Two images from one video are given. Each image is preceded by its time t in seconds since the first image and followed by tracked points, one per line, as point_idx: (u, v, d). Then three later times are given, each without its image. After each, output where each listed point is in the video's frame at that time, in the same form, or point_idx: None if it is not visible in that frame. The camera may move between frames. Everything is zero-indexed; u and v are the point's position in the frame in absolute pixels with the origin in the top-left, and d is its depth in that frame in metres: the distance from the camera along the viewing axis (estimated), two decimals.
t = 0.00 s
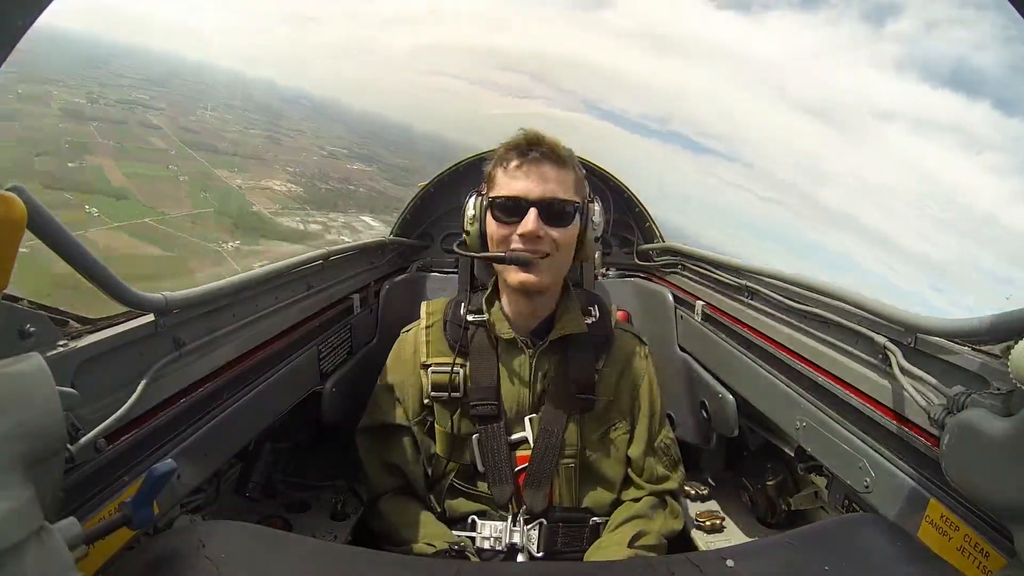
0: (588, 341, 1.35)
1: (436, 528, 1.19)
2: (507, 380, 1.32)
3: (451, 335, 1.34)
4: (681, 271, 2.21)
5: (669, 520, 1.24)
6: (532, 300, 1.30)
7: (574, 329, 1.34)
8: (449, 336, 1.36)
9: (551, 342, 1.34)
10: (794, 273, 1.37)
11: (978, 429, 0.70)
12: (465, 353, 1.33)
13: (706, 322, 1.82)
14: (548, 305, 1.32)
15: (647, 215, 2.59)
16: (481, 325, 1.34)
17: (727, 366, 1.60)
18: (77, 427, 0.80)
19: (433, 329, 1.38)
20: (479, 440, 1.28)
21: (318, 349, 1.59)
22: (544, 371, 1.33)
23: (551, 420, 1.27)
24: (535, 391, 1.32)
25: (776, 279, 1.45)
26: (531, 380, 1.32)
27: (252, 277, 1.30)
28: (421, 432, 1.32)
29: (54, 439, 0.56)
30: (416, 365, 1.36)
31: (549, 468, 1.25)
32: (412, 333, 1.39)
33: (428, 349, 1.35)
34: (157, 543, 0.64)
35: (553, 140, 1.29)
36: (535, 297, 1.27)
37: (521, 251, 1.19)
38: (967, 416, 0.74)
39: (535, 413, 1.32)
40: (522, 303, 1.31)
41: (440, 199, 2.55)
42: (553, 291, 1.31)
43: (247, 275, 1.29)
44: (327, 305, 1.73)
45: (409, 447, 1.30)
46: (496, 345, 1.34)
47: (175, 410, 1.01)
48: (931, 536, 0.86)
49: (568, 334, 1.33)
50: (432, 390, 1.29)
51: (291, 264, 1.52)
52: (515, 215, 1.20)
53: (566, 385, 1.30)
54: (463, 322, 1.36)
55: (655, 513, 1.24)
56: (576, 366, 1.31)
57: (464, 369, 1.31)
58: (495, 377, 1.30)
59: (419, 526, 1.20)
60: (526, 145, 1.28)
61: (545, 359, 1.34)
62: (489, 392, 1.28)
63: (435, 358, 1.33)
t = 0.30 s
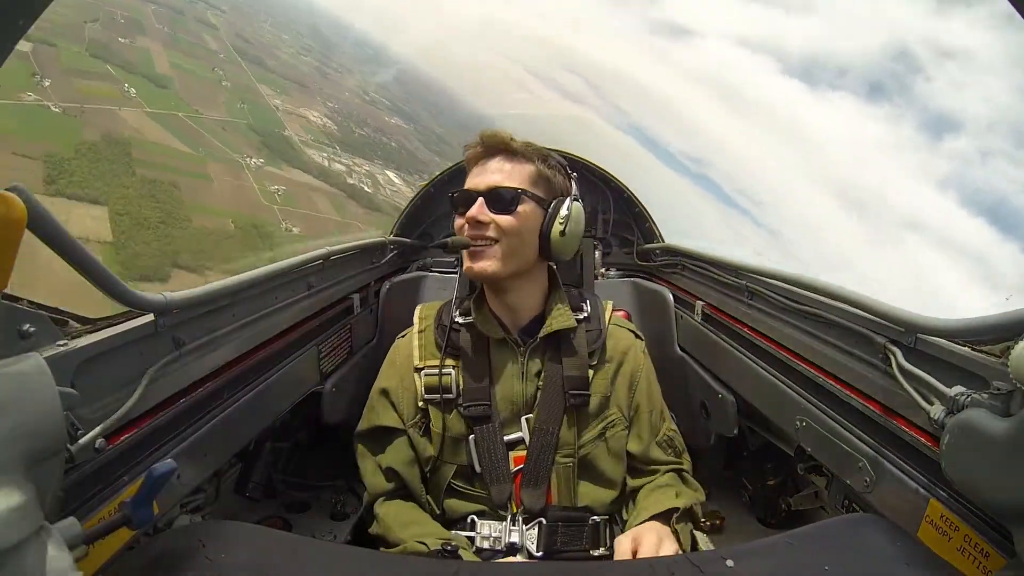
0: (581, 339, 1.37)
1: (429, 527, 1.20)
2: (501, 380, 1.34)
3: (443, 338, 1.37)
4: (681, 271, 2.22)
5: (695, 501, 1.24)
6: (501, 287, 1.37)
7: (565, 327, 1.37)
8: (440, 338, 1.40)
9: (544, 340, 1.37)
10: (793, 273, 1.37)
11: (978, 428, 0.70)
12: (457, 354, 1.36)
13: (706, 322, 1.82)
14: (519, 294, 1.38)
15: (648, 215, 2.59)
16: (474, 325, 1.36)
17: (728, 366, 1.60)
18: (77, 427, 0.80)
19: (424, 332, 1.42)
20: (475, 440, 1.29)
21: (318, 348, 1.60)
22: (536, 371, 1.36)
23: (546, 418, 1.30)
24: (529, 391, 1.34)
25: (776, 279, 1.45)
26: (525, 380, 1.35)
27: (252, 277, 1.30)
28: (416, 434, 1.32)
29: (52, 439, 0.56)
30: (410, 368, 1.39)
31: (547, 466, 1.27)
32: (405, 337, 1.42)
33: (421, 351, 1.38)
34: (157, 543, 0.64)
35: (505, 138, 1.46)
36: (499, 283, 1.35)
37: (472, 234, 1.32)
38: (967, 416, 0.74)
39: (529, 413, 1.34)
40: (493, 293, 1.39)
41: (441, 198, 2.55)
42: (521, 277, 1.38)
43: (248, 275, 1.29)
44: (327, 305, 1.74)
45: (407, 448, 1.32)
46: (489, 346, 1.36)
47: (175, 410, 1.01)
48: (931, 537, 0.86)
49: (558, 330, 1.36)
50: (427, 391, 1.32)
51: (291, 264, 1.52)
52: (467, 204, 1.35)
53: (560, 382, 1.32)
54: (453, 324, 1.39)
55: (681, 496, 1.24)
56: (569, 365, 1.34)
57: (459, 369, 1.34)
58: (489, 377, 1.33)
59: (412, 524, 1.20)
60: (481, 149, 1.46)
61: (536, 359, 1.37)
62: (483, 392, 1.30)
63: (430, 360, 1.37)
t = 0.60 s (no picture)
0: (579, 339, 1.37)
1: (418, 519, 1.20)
2: (498, 379, 1.35)
3: (442, 338, 1.39)
4: (680, 271, 2.22)
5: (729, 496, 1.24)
6: (500, 280, 1.38)
7: (562, 326, 1.38)
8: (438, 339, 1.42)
9: (542, 339, 1.38)
10: (793, 273, 1.37)
11: (977, 426, 0.70)
12: (455, 354, 1.38)
13: (706, 322, 1.82)
14: (517, 287, 1.40)
15: (648, 215, 2.59)
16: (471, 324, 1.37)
17: (728, 366, 1.61)
18: (77, 427, 0.79)
19: (423, 333, 1.44)
20: (474, 439, 1.29)
21: (318, 347, 1.60)
22: (533, 370, 1.36)
23: (541, 418, 1.30)
24: (527, 390, 1.35)
25: (776, 279, 1.45)
26: (523, 379, 1.35)
27: (252, 277, 1.30)
28: (415, 433, 1.34)
29: (52, 439, 0.55)
30: (409, 368, 1.40)
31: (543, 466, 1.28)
32: (404, 337, 1.44)
33: (419, 351, 1.40)
34: (157, 544, 0.64)
35: (508, 135, 1.49)
36: (498, 274, 1.36)
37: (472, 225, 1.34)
38: (967, 415, 0.74)
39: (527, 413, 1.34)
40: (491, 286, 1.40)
41: (443, 198, 2.56)
42: (520, 272, 1.40)
43: (247, 275, 1.29)
44: (327, 305, 1.74)
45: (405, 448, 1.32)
46: (488, 346, 1.37)
47: (176, 410, 1.01)
48: (931, 537, 0.86)
49: (553, 328, 1.37)
50: (427, 390, 1.33)
51: (291, 264, 1.52)
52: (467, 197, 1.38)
53: (556, 380, 1.33)
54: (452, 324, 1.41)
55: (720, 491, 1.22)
56: (566, 364, 1.34)
57: (457, 369, 1.35)
58: (487, 376, 1.33)
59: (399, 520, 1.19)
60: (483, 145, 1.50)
61: (531, 358, 1.37)
62: (480, 392, 1.31)
63: (428, 360, 1.38)
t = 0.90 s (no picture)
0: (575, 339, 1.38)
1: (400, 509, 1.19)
2: (496, 377, 1.36)
3: (440, 338, 1.42)
4: (678, 270, 2.22)
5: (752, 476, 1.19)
6: (502, 277, 1.42)
7: (557, 324, 1.40)
8: (437, 337, 1.44)
9: (539, 339, 1.39)
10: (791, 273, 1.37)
11: (976, 426, 0.70)
12: (455, 352, 1.40)
13: (706, 322, 1.83)
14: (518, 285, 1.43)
15: (648, 215, 2.59)
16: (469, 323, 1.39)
17: (728, 365, 1.61)
18: (77, 427, 0.79)
19: (423, 332, 1.46)
20: (472, 437, 1.29)
21: (318, 347, 1.60)
22: (529, 369, 1.37)
23: (538, 415, 1.31)
24: (525, 391, 1.35)
25: (775, 279, 1.45)
26: (521, 378, 1.36)
27: (251, 276, 1.30)
28: (415, 431, 1.35)
29: (53, 438, 0.55)
30: (409, 366, 1.42)
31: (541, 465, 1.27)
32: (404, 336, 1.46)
33: (418, 350, 1.42)
34: (158, 543, 0.64)
35: (507, 135, 1.54)
36: (501, 272, 1.39)
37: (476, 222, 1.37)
38: (967, 414, 0.74)
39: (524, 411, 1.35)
40: (491, 283, 1.43)
41: (445, 200, 2.56)
42: (523, 272, 1.44)
43: (247, 275, 1.29)
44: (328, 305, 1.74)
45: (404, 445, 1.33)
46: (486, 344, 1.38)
47: (176, 410, 1.00)
48: (931, 537, 0.86)
49: (550, 326, 1.39)
50: (426, 389, 1.35)
51: (291, 264, 1.53)
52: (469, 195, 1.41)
53: (553, 378, 1.34)
54: (451, 324, 1.43)
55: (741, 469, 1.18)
56: (561, 362, 1.35)
57: (455, 367, 1.37)
58: (485, 376, 1.33)
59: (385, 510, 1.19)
60: (484, 143, 1.53)
61: (528, 358, 1.37)
62: (478, 390, 1.31)
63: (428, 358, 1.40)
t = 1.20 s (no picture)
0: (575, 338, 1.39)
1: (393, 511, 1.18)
2: (498, 376, 1.37)
3: (441, 339, 1.43)
4: (678, 269, 2.21)
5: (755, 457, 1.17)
6: (497, 274, 1.44)
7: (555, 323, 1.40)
8: (439, 337, 1.45)
9: (539, 338, 1.40)
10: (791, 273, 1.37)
11: (975, 426, 0.70)
12: (456, 352, 1.40)
13: (706, 323, 1.83)
14: (514, 281, 1.45)
15: (648, 215, 2.59)
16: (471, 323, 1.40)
17: (728, 365, 1.61)
18: (77, 428, 0.79)
19: (422, 332, 1.46)
20: (473, 437, 1.29)
21: (318, 347, 1.61)
22: (529, 368, 1.37)
23: (536, 416, 1.31)
24: (524, 391, 1.36)
25: (774, 279, 1.45)
26: (520, 377, 1.36)
27: (251, 277, 1.30)
28: (415, 431, 1.35)
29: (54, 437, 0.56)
30: (410, 366, 1.42)
31: (540, 466, 1.27)
32: (405, 337, 1.47)
33: (420, 349, 1.42)
34: (157, 544, 0.64)
35: (497, 134, 1.57)
36: (494, 269, 1.41)
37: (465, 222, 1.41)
38: (966, 414, 0.75)
39: (524, 411, 1.35)
40: (487, 281, 1.46)
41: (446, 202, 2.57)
42: (518, 270, 1.45)
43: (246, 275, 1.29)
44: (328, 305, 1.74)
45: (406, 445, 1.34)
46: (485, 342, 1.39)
47: (176, 410, 1.00)
48: (931, 537, 0.86)
49: (547, 325, 1.40)
50: (427, 389, 1.35)
51: (291, 264, 1.53)
52: (461, 196, 1.45)
53: (553, 376, 1.34)
54: (453, 324, 1.44)
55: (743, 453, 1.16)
56: (560, 362, 1.35)
57: (456, 366, 1.37)
58: (485, 375, 1.34)
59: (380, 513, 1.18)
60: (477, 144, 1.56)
61: (528, 358, 1.38)
62: (478, 390, 1.32)
63: (429, 357, 1.40)
